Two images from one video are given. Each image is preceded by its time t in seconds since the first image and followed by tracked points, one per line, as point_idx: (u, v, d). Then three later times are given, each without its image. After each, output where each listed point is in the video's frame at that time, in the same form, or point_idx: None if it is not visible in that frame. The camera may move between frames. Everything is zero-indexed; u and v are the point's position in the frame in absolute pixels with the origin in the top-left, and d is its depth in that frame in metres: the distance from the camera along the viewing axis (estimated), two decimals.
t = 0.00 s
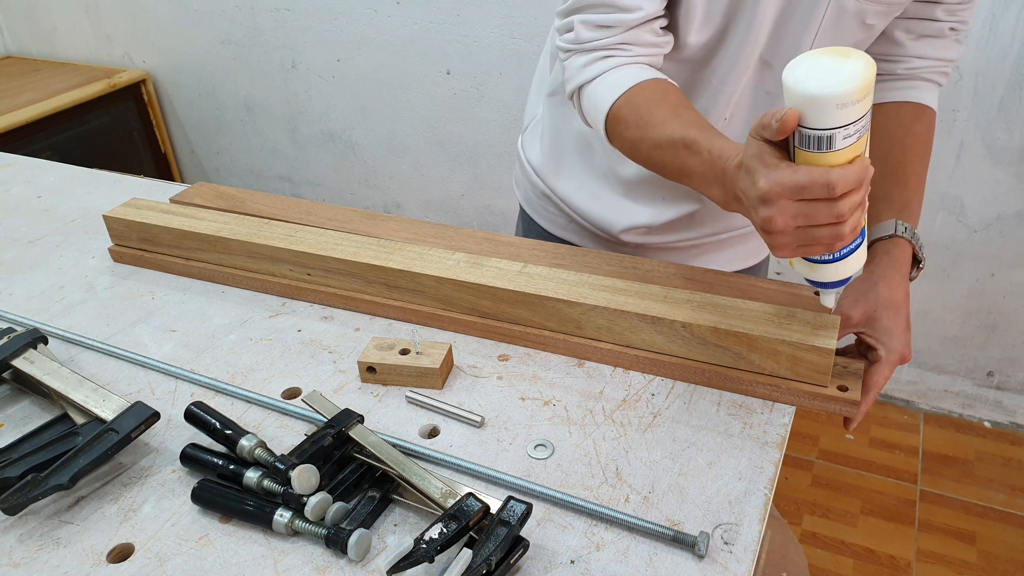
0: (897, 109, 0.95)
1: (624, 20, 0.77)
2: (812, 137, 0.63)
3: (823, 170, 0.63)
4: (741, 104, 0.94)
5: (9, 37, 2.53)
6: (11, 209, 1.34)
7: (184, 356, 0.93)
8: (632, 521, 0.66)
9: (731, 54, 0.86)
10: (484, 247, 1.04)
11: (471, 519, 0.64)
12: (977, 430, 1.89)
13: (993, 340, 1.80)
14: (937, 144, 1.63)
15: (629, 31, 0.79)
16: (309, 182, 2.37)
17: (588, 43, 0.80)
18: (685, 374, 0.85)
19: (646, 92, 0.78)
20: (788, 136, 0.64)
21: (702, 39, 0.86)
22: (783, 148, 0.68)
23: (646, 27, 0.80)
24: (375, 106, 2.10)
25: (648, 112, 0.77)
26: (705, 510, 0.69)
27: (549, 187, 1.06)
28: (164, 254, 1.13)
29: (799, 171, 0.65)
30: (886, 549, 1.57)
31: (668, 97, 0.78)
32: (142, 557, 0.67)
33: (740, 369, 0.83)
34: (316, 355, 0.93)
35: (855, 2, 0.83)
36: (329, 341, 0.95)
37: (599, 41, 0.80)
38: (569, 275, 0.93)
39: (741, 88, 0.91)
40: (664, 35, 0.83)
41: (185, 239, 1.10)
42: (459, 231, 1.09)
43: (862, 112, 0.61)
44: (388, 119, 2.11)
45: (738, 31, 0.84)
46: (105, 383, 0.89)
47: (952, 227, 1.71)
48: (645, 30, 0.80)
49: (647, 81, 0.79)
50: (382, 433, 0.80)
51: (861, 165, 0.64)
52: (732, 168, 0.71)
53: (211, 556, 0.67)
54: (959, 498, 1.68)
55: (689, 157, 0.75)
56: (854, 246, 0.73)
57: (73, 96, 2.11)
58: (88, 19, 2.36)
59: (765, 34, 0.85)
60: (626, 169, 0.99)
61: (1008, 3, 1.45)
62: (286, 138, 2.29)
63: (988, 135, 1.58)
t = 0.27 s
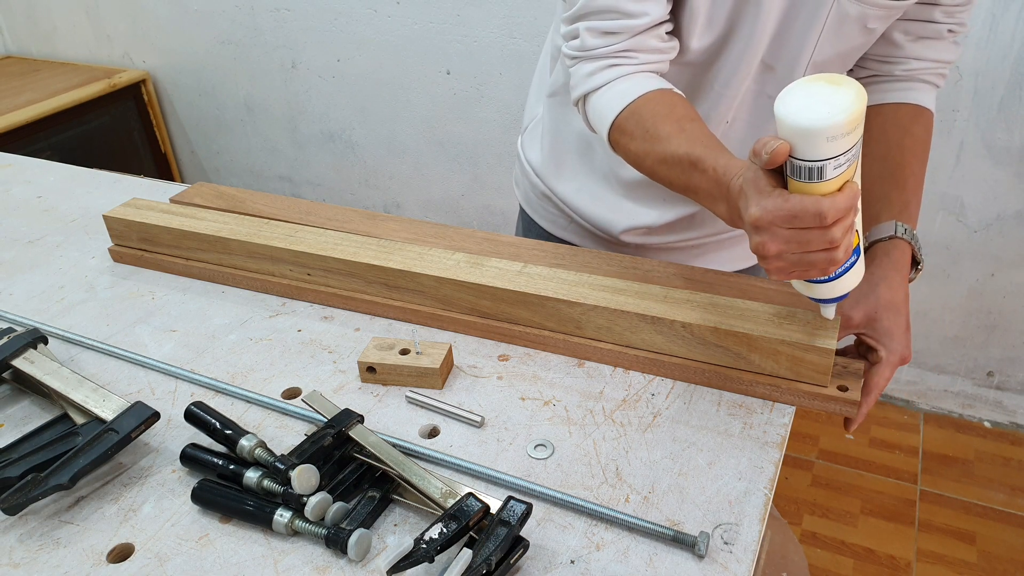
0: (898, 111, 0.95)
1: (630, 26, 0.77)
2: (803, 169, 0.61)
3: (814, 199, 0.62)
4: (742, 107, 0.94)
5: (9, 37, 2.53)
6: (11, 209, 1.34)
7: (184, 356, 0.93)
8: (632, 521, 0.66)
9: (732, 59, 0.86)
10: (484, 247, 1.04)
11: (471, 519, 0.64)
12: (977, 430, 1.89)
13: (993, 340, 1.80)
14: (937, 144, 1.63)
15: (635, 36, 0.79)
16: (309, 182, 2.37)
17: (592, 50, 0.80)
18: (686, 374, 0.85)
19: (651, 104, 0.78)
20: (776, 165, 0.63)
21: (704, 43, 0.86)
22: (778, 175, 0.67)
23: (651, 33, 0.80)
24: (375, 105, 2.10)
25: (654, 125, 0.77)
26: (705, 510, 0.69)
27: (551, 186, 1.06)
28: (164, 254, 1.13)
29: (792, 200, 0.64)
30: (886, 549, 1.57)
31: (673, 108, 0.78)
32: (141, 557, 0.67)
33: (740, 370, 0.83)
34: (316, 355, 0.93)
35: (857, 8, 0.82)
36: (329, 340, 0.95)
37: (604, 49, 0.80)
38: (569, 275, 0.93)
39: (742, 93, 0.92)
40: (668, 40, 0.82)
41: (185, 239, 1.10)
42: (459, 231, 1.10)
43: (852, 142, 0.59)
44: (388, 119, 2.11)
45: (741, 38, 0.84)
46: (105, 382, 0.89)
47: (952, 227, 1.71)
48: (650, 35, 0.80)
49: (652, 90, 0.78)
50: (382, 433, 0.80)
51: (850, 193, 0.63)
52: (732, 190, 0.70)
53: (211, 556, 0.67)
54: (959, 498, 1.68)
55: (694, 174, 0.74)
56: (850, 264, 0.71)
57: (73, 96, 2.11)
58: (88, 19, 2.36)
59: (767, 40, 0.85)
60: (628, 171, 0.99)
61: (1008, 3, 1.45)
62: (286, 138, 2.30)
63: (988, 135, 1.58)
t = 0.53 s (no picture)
0: (900, 112, 0.95)
1: (633, 31, 0.77)
2: (791, 180, 0.60)
3: (804, 211, 0.61)
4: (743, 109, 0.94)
5: (9, 37, 2.53)
6: (11, 209, 1.34)
7: (184, 356, 0.93)
8: (632, 521, 0.66)
9: (734, 62, 0.87)
10: (485, 247, 1.04)
11: (471, 519, 0.64)
12: (977, 430, 1.89)
13: (993, 340, 1.80)
14: (937, 144, 1.63)
15: (638, 41, 0.78)
16: (309, 182, 2.37)
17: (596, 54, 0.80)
18: (686, 374, 0.85)
19: (652, 111, 0.77)
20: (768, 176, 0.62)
21: (707, 46, 0.86)
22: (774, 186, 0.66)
23: (654, 37, 0.80)
24: (375, 105, 2.10)
25: (654, 132, 0.76)
26: (705, 509, 0.69)
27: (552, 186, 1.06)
28: (164, 254, 1.13)
29: (782, 212, 0.63)
30: (886, 549, 1.57)
31: (675, 114, 0.77)
32: (142, 557, 0.67)
33: (740, 370, 0.83)
34: (316, 355, 0.93)
35: (859, 10, 0.82)
36: (329, 341, 0.95)
37: (608, 54, 0.79)
38: (569, 276, 0.93)
39: (743, 95, 0.92)
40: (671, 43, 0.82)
41: (185, 239, 1.10)
42: (459, 231, 1.10)
43: (843, 155, 0.58)
44: (388, 119, 2.11)
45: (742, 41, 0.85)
46: (105, 383, 0.89)
47: (952, 227, 1.71)
48: (653, 39, 0.79)
49: (654, 96, 0.78)
50: (382, 433, 0.80)
51: (843, 208, 0.61)
52: (730, 200, 0.70)
53: (211, 556, 0.67)
54: (959, 498, 1.68)
55: (694, 182, 0.74)
56: (844, 280, 0.71)
57: (73, 96, 2.11)
58: (88, 19, 2.36)
59: (769, 42, 0.85)
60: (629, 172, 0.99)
61: (1008, 3, 1.44)
62: (286, 138, 2.29)
63: (987, 135, 1.58)
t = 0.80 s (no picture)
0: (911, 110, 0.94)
1: (622, 29, 0.77)
2: (756, 176, 0.61)
3: (767, 205, 0.61)
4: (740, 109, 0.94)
5: (9, 37, 2.53)
6: (11, 209, 1.34)
7: (184, 356, 0.93)
8: (632, 521, 0.66)
9: (729, 62, 0.87)
10: (485, 247, 1.04)
11: (471, 519, 0.64)
12: (977, 430, 1.89)
13: (993, 340, 1.80)
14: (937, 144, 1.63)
15: (628, 39, 0.79)
16: (309, 182, 2.37)
17: (586, 53, 0.80)
18: (686, 374, 0.85)
19: (640, 108, 0.78)
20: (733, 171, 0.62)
21: (701, 46, 0.86)
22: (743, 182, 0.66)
23: (644, 35, 0.80)
24: (375, 105, 2.10)
25: (642, 128, 0.76)
26: (705, 510, 0.69)
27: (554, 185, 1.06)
28: (164, 254, 1.13)
29: (746, 206, 0.63)
30: (886, 549, 1.57)
31: (662, 112, 0.77)
32: (141, 557, 0.67)
33: (741, 370, 0.83)
34: (316, 355, 0.93)
35: (852, 9, 0.82)
36: (329, 341, 0.95)
37: (599, 52, 0.80)
38: (568, 276, 0.93)
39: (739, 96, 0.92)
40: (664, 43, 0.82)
41: (185, 239, 1.10)
42: (459, 231, 1.10)
43: (805, 152, 0.59)
44: (388, 119, 2.11)
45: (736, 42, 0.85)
46: (105, 383, 0.89)
47: (952, 227, 1.71)
48: (644, 38, 0.79)
49: (642, 93, 0.78)
50: (382, 433, 0.80)
51: (807, 204, 0.61)
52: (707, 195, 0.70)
53: (211, 556, 0.67)
54: (959, 498, 1.68)
55: (676, 178, 0.74)
56: (821, 273, 0.71)
57: (73, 96, 2.11)
58: (88, 19, 2.36)
59: (763, 42, 0.85)
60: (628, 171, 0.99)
61: (1008, 3, 1.44)
62: (286, 138, 2.30)
63: (988, 135, 1.58)
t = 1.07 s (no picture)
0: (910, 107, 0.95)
1: (598, 27, 0.78)
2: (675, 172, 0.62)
3: (684, 201, 0.63)
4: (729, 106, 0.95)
5: (9, 37, 2.53)
6: (11, 209, 1.34)
7: (184, 356, 0.93)
8: (632, 521, 0.66)
9: (716, 59, 0.87)
10: (485, 247, 1.04)
11: (471, 519, 0.64)
12: (977, 430, 1.89)
13: (993, 340, 1.80)
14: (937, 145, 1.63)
15: (606, 36, 0.80)
16: (309, 182, 2.37)
17: (568, 49, 0.82)
18: (686, 374, 0.85)
19: (612, 102, 0.78)
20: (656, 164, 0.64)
21: (685, 42, 0.87)
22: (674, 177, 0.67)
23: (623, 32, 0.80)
24: (375, 105, 2.10)
25: (611, 122, 0.76)
26: (705, 510, 0.69)
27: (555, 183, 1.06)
28: (164, 254, 1.13)
29: (667, 202, 0.64)
30: (886, 549, 1.57)
31: (635, 106, 0.77)
32: (141, 557, 0.67)
33: (741, 370, 0.83)
34: (316, 355, 0.93)
35: (833, 4, 0.82)
36: (329, 341, 0.95)
37: (578, 48, 0.81)
38: (568, 276, 0.93)
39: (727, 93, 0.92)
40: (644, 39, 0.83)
41: (185, 239, 1.10)
42: (459, 230, 1.10)
43: (720, 150, 0.60)
44: (388, 119, 2.11)
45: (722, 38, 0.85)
46: (105, 383, 0.89)
47: (952, 226, 1.71)
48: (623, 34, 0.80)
49: (617, 89, 0.78)
50: (382, 433, 0.80)
51: (725, 201, 0.62)
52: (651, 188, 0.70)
53: (211, 556, 0.67)
54: (959, 498, 1.68)
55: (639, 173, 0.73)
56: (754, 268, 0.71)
57: (73, 96, 2.11)
58: (88, 19, 2.36)
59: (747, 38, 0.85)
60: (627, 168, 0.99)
61: (1008, 3, 1.44)
62: (286, 138, 2.30)
63: (988, 135, 1.58)
